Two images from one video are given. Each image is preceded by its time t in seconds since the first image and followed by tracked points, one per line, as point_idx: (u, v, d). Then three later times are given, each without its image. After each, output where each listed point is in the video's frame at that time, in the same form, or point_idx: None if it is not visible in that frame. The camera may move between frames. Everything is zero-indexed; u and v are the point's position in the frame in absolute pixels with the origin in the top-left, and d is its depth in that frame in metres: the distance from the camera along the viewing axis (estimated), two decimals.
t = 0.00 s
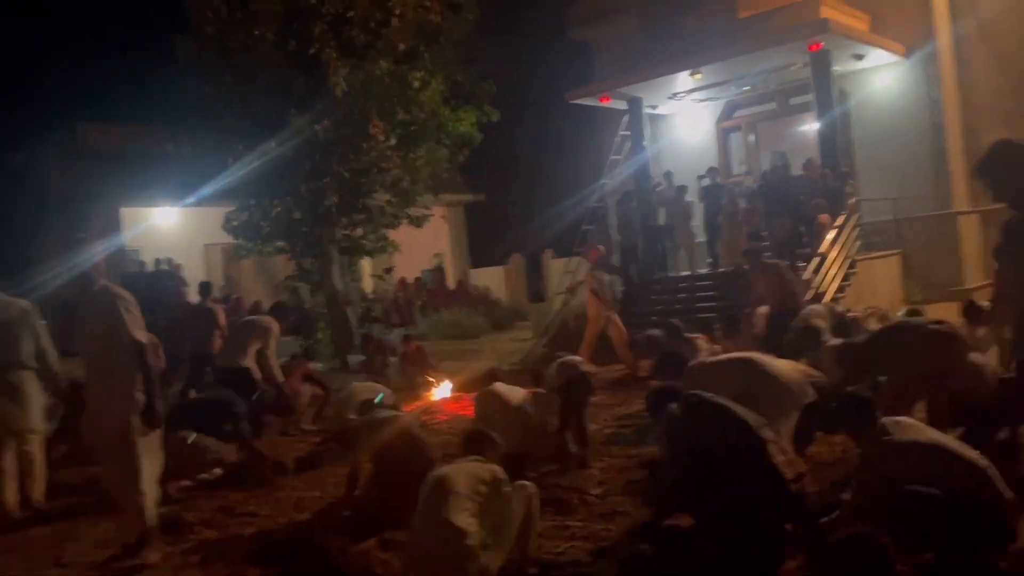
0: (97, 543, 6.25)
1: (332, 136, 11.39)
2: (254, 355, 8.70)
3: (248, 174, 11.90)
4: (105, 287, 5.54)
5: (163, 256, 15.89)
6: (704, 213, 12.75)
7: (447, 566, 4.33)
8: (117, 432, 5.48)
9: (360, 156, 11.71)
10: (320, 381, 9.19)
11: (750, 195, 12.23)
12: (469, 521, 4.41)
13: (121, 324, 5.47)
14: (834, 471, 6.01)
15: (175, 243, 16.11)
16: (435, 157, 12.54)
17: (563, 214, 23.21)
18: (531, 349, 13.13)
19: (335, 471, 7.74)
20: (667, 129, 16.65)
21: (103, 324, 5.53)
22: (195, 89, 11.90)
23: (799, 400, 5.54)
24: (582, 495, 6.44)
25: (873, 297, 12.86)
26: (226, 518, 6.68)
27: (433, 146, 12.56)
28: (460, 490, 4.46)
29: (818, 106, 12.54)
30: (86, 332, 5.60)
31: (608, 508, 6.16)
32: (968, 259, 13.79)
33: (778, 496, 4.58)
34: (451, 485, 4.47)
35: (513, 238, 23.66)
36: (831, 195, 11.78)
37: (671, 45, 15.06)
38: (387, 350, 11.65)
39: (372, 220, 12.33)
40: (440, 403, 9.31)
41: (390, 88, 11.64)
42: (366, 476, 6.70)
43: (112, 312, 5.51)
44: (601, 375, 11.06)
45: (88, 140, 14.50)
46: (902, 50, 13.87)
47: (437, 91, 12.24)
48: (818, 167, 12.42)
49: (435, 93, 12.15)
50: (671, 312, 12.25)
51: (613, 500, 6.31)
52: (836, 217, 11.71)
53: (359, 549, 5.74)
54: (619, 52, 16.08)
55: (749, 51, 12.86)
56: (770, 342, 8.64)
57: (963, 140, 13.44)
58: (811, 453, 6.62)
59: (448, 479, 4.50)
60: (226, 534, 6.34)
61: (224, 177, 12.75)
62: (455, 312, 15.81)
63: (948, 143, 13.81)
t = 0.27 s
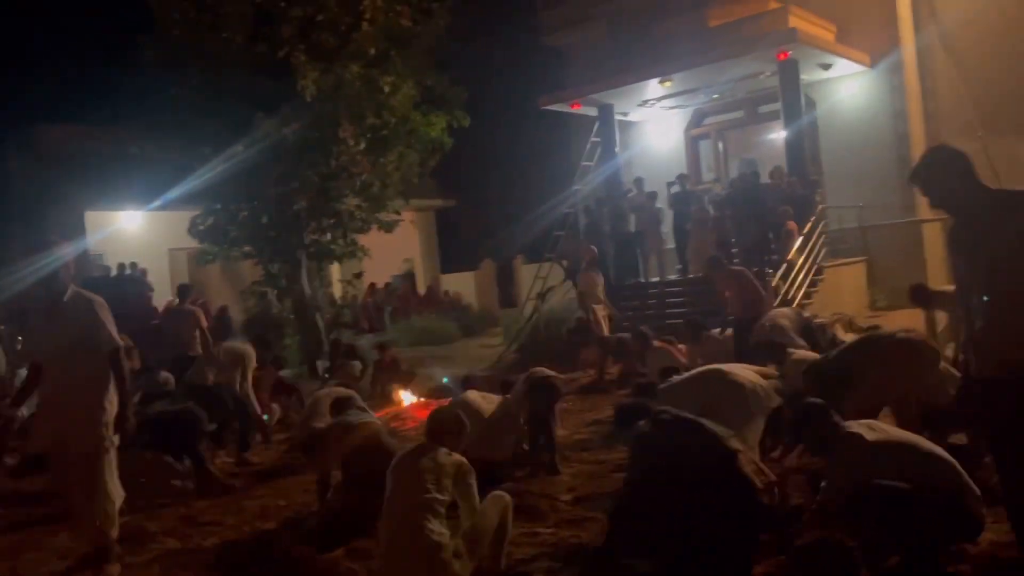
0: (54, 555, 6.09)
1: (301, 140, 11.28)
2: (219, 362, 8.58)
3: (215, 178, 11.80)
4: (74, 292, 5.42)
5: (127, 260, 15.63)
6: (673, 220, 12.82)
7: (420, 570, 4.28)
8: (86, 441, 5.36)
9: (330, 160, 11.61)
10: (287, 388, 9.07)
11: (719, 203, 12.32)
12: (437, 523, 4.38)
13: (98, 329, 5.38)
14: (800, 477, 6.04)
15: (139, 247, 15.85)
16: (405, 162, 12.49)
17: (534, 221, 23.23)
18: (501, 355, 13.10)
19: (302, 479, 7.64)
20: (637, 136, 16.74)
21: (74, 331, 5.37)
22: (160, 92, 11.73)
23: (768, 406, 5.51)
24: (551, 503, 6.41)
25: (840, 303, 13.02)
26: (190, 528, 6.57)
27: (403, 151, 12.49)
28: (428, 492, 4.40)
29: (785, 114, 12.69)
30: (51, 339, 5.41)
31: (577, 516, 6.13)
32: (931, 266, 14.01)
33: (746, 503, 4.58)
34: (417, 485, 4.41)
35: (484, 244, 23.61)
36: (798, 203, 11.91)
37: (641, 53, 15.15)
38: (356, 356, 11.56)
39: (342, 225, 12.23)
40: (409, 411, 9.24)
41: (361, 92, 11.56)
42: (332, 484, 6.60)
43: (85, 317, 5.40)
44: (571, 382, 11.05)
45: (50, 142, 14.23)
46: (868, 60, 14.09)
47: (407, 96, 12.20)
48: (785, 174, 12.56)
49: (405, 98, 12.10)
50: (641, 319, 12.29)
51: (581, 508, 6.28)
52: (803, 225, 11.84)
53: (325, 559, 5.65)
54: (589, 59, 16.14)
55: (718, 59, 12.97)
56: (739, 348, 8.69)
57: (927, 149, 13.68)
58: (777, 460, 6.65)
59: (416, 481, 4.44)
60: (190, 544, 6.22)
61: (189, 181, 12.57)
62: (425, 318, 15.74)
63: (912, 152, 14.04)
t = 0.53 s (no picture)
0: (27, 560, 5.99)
1: (278, 141, 11.19)
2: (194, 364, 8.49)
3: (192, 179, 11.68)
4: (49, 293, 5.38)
5: (101, 262, 15.43)
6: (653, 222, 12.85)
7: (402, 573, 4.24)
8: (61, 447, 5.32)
9: (308, 162, 11.53)
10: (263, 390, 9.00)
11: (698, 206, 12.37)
12: (418, 528, 4.33)
13: (82, 334, 5.39)
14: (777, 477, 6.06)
15: (113, 249, 15.66)
16: (384, 164, 12.44)
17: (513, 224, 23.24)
18: (479, 359, 13.05)
19: (279, 483, 7.55)
20: (616, 139, 16.79)
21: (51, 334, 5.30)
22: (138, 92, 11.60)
23: (740, 395, 5.57)
24: (530, 507, 6.38)
25: (816, 306, 13.14)
26: (165, 532, 6.49)
27: (382, 152, 12.45)
28: (412, 495, 4.37)
29: (763, 119, 12.78)
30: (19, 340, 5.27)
31: (557, 518, 6.12)
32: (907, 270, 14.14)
33: (723, 505, 4.59)
34: (400, 489, 4.38)
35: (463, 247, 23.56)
36: (776, 207, 12.03)
37: (620, 56, 15.21)
38: (334, 359, 11.50)
39: (320, 226, 12.15)
40: (387, 412, 9.20)
41: (338, 93, 11.49)
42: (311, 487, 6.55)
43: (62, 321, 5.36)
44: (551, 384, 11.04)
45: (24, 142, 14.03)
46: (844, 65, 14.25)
47: (386, 98, 12.14)
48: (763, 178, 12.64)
49: (384, 99, 12.05)
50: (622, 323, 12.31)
51: (563, 510, 6.27)
52: (780, 228, 11.93)
53: (303, 563, 5.59)
54: (568, 63, 16.17)
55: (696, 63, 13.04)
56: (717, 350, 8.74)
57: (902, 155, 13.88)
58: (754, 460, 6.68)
59: (400, 483, 4.40)
60: (166, 549, 6.14)
61: (165, 182, 12.43)
62: (403, 321, 15.69)
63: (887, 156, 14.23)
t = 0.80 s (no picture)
0: (13, 561, 5.96)
1: (265, 140, 11.15)
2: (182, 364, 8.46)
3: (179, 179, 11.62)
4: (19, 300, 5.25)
5: (88, 262, 15.35)
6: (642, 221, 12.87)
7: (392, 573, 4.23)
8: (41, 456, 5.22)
9: (295, 161, 11.49)
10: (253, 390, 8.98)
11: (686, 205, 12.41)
12: (404, 527, 4.31)
13: (55, 339, 5.27)
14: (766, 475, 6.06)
15: (100, 249, 15.58)
16: (372, 163, 12.39)
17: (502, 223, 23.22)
18: (469, 358, 13.04)
19: (268, 484, 7.54)
20: (605, 138, 16.82)
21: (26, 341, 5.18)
22: (125, 91, 11.57)
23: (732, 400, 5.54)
24: (520, 505, 6.38)
25: (804, 305, 13.19)
26: (153, 534, 6.45)
27: (370, 151, 12.40)
28: (400, 495, 4.40)
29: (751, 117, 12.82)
30: None
31: (547, 516, 6.12)
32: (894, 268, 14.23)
33: (715, 501, 4.56)
34: (386, 491, 4.41)
35: (452, 246, 23.52)
36: (764, 206, 12.08)
37: (608, 55, 15.24)
38: (323, 359, 11.45)
39: (308, 226, 12.11)
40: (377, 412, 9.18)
41: (326, 92, 11.45)
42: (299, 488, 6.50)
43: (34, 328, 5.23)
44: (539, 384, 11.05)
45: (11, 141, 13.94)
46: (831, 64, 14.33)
47: (374, 97, 12.09)
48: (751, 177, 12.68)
49: (373, 98, 12.01)
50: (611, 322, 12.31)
51: (552, 509, 6.28)
52: (768, 227, 11.98)
53: (292, 563, 5.58)
54: (557, 62, 16.19)
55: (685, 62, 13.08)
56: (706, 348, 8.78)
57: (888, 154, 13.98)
58: (743, 458, 6.71)
59: (387, 485, 4.45)
60: (153, 550, 6.11)
61: (152, 181, 12.38)
62: (392, 321, 15.65)
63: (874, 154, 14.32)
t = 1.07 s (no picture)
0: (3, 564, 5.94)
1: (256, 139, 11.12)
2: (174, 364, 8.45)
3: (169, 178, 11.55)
4: None
5: (78, 262, 15.28)
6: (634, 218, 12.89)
7: None
8: None
9: (286, 160, 11.46)
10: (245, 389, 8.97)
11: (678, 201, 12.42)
12: (396, 529, 4.33)
13: (11, 334, 4.61)
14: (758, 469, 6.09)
15: (90, 248, 15.50)
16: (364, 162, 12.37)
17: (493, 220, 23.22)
18: (462, 357, 13.04)
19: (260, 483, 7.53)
20: (596, 135, 16.83)
21: None
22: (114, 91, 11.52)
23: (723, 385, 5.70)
24: (512, 503, 6.39)
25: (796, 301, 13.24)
26: (144, 534, 6.44)
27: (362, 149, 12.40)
28: (389, 497, 4.39)
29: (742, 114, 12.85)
30: None
31: (539, 514, 6.13)
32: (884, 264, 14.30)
33: (699, 499, 4.61)
34: (376, 492, 4.40)
35: (444, 244, 23.51)
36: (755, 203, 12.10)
37: (600, 53, 15.24)
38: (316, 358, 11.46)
39: (299, 225, 12.09)
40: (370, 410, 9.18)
41: (317, 90, 11.42)
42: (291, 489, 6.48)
43: None
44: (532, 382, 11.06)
45: None
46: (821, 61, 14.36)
47: (365, 95, 12.07)
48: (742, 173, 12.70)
49: (363, 96, 11.99)
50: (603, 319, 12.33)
51: (545, 506, 6.30)
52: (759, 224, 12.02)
53: (284, 563, 5.58)
54: (548, 60, 16.19)
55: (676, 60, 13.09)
56: (698, 344, 8.80)
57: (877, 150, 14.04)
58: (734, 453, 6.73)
59: (376, 487, 4.44)
60: (144, 550, 6.10)
61: (142, 181, 12.33)
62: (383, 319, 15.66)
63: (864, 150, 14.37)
